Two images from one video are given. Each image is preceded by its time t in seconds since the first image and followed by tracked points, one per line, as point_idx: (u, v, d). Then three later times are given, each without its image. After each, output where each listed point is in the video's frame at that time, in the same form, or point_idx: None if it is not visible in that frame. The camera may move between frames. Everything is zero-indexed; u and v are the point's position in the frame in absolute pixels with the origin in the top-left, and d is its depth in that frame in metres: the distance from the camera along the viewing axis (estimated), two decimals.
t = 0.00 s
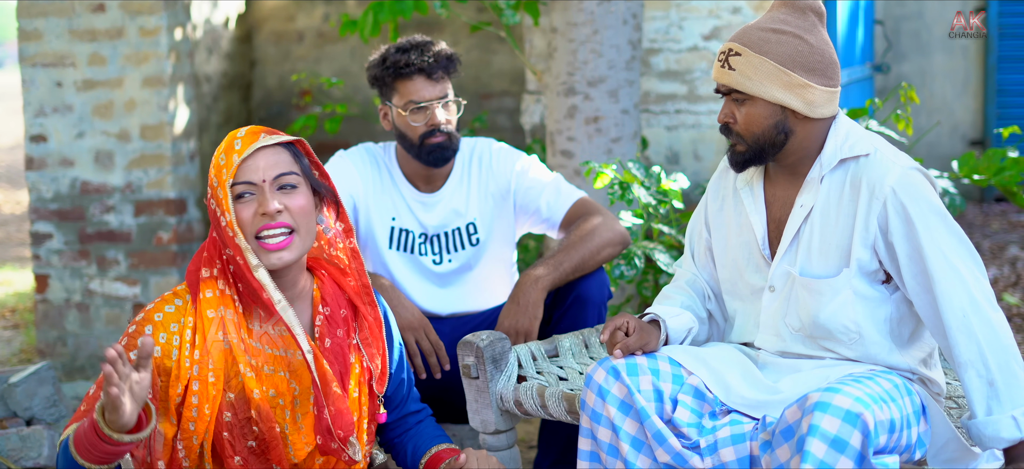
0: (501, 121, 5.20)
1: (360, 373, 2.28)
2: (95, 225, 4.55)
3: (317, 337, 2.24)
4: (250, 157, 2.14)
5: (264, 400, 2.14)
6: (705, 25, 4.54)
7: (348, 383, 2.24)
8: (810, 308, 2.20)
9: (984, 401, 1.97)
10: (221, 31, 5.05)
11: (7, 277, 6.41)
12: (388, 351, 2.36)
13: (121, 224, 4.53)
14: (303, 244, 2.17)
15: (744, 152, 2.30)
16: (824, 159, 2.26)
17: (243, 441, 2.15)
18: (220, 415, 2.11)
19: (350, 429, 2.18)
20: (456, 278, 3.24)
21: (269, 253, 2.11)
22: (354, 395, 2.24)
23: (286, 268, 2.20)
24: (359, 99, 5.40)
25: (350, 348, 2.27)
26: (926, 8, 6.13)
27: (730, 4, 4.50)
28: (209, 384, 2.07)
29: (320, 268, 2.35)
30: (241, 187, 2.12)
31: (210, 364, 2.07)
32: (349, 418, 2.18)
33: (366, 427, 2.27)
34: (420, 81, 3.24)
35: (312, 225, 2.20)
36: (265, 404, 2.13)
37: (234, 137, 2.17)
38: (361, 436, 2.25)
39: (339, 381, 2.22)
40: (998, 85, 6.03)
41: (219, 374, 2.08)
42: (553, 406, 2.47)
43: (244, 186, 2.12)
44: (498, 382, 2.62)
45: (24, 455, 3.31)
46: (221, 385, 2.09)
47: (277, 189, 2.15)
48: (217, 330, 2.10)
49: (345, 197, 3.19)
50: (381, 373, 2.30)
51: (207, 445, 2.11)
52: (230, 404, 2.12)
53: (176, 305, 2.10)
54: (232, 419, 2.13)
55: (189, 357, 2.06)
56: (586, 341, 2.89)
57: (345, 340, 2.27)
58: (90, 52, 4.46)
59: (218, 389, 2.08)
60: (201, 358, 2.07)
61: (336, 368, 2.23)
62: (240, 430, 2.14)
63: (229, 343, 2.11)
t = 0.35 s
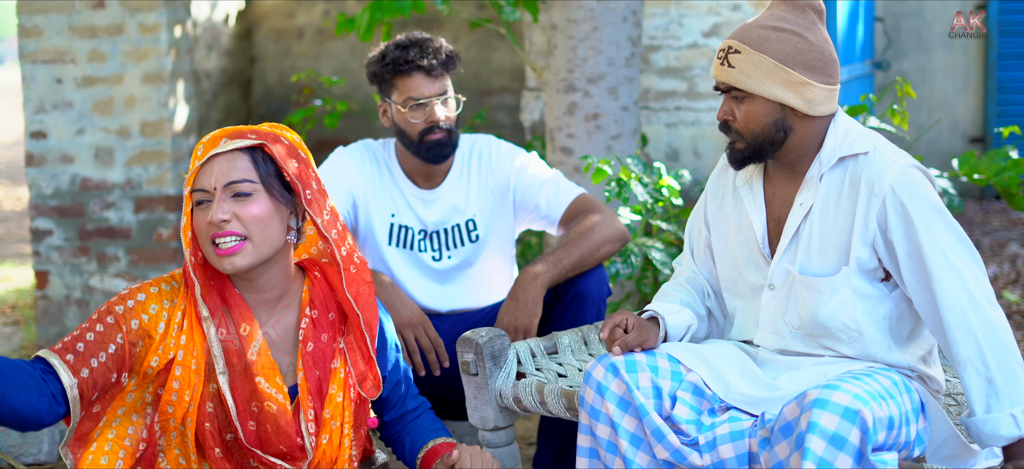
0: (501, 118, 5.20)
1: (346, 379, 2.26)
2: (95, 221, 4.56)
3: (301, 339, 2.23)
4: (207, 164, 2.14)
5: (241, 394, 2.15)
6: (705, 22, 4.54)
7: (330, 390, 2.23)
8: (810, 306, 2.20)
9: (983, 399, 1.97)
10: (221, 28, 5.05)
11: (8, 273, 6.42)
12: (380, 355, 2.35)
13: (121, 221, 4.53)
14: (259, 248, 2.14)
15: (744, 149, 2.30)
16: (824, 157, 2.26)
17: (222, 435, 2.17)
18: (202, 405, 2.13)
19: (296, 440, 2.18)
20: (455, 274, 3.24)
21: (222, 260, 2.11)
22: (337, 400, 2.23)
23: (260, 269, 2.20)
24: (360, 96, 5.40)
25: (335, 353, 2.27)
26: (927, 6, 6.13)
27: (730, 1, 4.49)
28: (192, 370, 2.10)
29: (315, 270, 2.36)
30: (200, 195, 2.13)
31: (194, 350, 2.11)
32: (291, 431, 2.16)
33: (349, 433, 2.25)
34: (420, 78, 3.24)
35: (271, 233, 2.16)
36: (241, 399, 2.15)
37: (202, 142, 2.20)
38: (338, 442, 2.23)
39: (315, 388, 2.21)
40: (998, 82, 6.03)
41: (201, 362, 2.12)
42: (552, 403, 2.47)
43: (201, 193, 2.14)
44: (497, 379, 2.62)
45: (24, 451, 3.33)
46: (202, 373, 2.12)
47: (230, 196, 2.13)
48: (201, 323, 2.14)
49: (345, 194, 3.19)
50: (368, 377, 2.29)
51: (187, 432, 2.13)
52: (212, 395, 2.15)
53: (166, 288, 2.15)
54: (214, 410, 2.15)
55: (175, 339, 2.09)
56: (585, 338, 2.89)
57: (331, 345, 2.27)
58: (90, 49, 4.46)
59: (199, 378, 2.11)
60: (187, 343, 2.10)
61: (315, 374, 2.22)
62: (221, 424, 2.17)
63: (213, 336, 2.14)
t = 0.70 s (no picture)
0: (503, 115, 5.20)
1: (340, 367, 2.23)
2: (96, 219, 4.56)
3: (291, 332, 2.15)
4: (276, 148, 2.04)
5: (243, 412, 2.07)
6: (706, 19, 4.53)
7: (327, 380, 2.19)
8: (810, 304, 2.20)
9: (983, 397, 1.97)
10: (222, 25, 5.05)
11: (9, 270, 6.43)
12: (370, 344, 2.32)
13: (122, 218, 4.53)
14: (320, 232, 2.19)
15: (744, 147, 2.30)
16: (824, 154, 2.26)
17: (228, 453, 2.10)
18: (203, 427, 2.06)
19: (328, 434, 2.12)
20: (456, 272, 3.24)
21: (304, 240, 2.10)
22: (334, 389, 2.20)
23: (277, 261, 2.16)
24: (360, 93, 5.40)
25: (328, 342, 2.22)
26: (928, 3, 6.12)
27: None
28: (187, 398, 2.03)
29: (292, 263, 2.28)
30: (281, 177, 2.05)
31: (188, 377, 2.03)
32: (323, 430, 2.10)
33: (348, 420, 2.21)
34: (420, 76, 3.23)
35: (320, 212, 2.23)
36: (243, 416, 2.07)
37: (234, 131, 2.02)
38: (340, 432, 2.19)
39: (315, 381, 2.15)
40: (999, 80, 6.02)
41: (196, 387, 2.03)
42: (552, 400, 2.48)
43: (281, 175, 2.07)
44: (497, 376, 2.63)
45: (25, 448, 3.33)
46: (199, 399, 2.04)
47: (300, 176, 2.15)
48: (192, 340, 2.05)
49: (346, 192, 3.20)
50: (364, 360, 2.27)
51: (190, 456, 2.07)
52: (213, 417, 2.08)
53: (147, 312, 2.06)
54: (217, 431, 2.08)
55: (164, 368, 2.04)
56: (586, 336, 2.89)
57: (323, 335, 2.21)
58: (91, 46, 4.46)
59: (196, 403, 2.03)
60: (178, 371, 2.03)
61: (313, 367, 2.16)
62: (224, 443, 2.10)
63: (207, 358, 2.05)
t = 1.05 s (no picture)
0: (506, 112, 5.20)
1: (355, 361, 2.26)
2: (100, 216, 4.56)
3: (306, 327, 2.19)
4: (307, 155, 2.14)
5: (267, 411, 2.18)
6: (709, 17, 4.53)
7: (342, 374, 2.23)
8: (815, 301, 2.20)
9: (988, 394, 1.97)
10: (226, 22, 5.05)
11: (13, 267, 6.44)
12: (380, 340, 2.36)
13: (126, 215, 4.53)
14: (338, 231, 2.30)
15: (748, 144, 2.30)
16: (829, 151, 2.26)
17: (253, 454, 2.20)
18: (229, 430, 2.17)
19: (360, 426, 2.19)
20: (460, 269, 3.24)
21: (329, 242, 2.22)
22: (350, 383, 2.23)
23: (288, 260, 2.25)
24: (364, 90, 5.40)
25: (344, 337, 2.24)
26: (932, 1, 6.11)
27: None
28: (211, 404, 2.13)
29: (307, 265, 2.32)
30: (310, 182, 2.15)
31: (211, 383, 2.13)
32: (356, 423, 2.17)
33: (365, 413, 2.26)
34: (421, 74, 3.22)
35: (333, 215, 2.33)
36: (268, 416, 2.18)
37: (267, 133, 2.10)
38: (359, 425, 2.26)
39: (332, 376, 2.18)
40: (1003, 78, 6.02)
41: (219, 392, 2.14)
42: (556, 397, 2.48)
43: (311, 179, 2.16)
44: (501, 373, 2.63)
45: (30, 445, 3.34)
46: (224, 403, 2.15)
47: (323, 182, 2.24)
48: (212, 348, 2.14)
49: (350, 189, 3.20)
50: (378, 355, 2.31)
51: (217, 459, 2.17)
52: (238, 419, 2.19)
53: (167, 321, 2.14)
54: (242, 433, 2.19)
55: (187, 376, 2.11)
56: (590, 333, 2.89)
57: (339, 330, 2.23)
58: (95, 43, 4.47)
59: (220, 407, 2.15)
60: (200, 379, 2.12)
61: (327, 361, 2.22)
62: (250, 443, 2.21)
63: (228, 362, 2.15)
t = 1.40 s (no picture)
0: (512, 112, 5.20)
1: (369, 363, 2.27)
2: (107, 214, 4.57)
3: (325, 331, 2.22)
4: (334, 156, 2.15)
5: (280, 407, 2.19)
6: (715, 16, 4.53)
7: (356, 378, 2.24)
8: (821, 300, 2.20)
9: (994, 394, 1.97)
10: (232, 21, 5.05)
11: (19, 265, 6.46)
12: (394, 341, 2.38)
13: (132, 214, 4.54)
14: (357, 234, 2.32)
15: (756, 143, 2.29)
16: (835, 149, 2.26)
17: (264, 450, 2.20)
18: (242, 425, 2.16)
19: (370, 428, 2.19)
20: (466, 268, 3.24)
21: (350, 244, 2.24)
22: (365, 385, 2.23)
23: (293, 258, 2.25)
24: (370, 89, 5.40)
25: (358, 338, 2.25)
26: None
27: None
28: (226, 397, 2.12)
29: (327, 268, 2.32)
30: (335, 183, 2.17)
31: (226, 376, 2.13)
32: (366, 425, 2.17)
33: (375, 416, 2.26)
34: (428, 73, 3.21)
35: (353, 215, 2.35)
36: (281, 411, 2.18)
37: (297, 132, 2.12)
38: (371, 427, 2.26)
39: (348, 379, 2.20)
40: (1008, 77, 6.01)
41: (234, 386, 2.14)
42: (562, 396, 2.48)
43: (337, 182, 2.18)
44: (507, 372, 2.63)
45: (36, 442, 3.35)
46: (239, 396, 2.14)
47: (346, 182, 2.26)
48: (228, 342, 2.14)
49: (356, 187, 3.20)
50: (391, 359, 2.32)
51: (228, 453, 2.16)
52: (250, 414, 2.18)
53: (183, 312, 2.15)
54: (253, 428, 2.18)
55: (202, 368, 2.11)
56: (596, 332, 2.89)
57: (354, 331, 2.23)
58: (102, 42, 4.48)
59: (235, 400, 2.14)
60: (215, 372, 2.12)
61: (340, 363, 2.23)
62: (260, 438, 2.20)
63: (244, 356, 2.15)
